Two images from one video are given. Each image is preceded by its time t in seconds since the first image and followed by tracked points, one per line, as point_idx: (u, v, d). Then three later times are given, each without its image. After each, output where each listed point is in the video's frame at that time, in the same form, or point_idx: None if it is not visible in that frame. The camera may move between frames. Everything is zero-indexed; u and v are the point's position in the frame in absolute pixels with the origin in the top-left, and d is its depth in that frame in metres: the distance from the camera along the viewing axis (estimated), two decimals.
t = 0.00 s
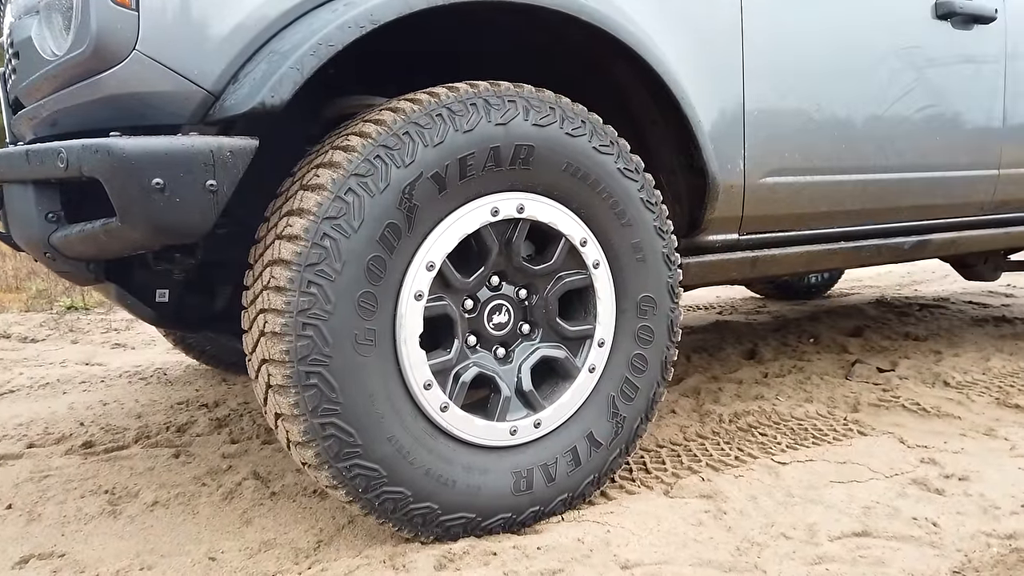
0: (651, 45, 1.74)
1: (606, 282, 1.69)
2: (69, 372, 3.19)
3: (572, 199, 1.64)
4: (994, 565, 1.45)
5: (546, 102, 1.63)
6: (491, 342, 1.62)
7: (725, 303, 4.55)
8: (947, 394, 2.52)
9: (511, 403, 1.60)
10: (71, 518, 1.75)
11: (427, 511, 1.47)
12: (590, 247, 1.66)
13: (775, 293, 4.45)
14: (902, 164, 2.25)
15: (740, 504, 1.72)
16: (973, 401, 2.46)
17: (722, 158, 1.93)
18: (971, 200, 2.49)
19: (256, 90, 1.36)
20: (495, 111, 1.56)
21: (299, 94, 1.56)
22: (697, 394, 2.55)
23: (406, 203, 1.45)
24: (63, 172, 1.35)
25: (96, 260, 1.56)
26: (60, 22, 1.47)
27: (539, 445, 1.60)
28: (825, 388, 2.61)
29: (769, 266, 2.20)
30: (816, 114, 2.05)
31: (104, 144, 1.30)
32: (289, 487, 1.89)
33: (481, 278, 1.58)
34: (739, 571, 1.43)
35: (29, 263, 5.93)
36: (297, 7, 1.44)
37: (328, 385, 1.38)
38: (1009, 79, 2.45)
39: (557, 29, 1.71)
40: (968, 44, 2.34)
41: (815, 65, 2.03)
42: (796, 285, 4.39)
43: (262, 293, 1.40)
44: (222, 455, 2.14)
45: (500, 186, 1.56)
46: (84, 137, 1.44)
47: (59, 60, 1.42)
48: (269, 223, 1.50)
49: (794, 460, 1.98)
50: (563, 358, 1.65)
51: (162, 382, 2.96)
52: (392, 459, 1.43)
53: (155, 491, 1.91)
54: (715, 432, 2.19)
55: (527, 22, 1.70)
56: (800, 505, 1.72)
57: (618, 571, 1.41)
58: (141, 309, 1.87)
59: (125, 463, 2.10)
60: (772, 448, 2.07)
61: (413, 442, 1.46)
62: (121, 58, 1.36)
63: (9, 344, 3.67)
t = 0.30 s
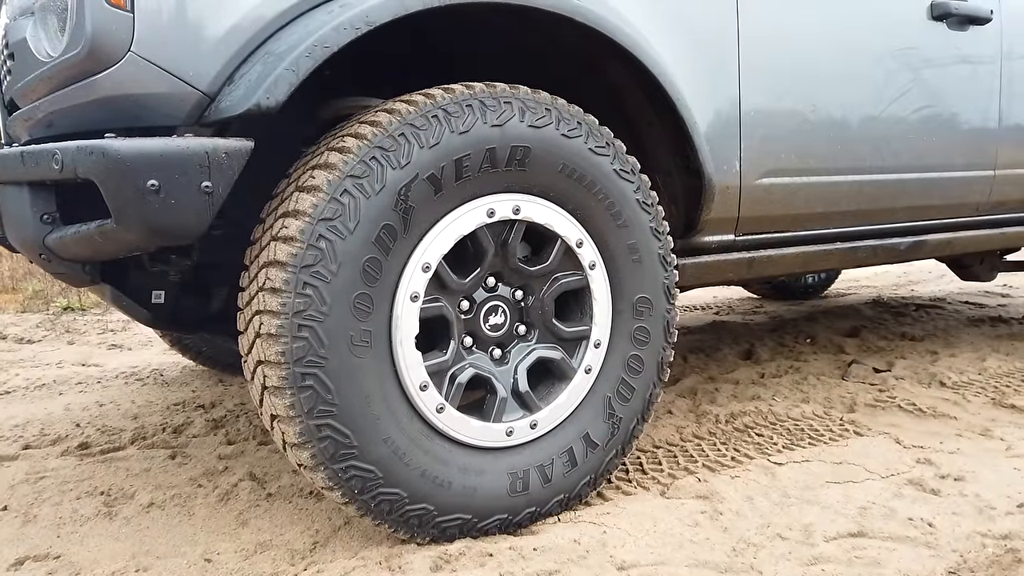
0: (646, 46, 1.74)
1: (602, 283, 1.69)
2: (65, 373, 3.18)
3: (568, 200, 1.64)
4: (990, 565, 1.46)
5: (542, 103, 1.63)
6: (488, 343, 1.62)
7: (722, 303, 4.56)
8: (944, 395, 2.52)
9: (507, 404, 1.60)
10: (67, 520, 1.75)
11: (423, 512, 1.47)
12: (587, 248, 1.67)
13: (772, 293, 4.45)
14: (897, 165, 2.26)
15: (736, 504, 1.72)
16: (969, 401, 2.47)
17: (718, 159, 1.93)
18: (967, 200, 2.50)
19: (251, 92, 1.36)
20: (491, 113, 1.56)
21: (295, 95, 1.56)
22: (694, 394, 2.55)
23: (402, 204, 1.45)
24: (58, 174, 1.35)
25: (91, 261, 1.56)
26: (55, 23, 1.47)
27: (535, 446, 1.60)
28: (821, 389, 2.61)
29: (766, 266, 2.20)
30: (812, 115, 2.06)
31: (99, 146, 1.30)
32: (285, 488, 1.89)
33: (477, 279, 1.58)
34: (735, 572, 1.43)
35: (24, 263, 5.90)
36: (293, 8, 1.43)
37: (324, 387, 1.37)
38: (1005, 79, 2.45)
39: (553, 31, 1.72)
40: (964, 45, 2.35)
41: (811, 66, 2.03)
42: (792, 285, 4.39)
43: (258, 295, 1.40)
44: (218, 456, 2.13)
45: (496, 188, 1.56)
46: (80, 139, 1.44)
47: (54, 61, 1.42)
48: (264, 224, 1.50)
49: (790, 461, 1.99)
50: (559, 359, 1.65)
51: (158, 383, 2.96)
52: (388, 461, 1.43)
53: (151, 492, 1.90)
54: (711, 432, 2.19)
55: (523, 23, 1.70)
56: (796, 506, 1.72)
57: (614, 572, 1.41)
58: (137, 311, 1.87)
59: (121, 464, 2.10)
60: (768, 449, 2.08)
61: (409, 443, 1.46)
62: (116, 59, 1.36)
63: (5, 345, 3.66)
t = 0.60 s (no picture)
0: (645, 46, 1.74)
1: (601, 283, 1.69)
2: (62, 374, 3.17)
3: (566, 200, 1.64)
4: (989, 566, 1.46)
5: (540, 103, 1.63)
6: (486, 343, 1.61)
7: (720, 303, 4.56)
8: (942, 395, 2.53)
9: (506, 405, 1.60)
10: (64, 521, 1.74)
11: (421, 513, 1.47)
12: (585, 248, 1.66)
13: (770, 293, 4.46)
14: (895, 165, 2.26)
15: (735, 505, 1.72)
16: (967, 401, 2.47)
17: (716, 159, 1.93)
18: (965, 201, 2.50)
19: (249, 91, 1.35)
20: (489, 112, 1.56)
21: (293, 95, 1.56)
22: (692, 395, 2.55)
23: (400, 204, 1.44)
24: (55, 174, 1.34)
25: (88, 261, 1.56)
26: (52, 22, 1.46)
27: (534, 446, 1.60)
28: (820, 389, 2.61)
29: (764, 266, 2.20)
30: (810, 115, 2.06)
31: (95, 145, 1.29)
32: (283, 489, 1.88)
33: (476, 279, 1.58)
34: (734, 572, 1.43)
35: (21, 264, 5.86)
36: (291, 7, 1.43)
37: (322, 387, 1.37)
38: (1003, 80, 2.45)
39: (552, 30, 1.71)
40: (962, 45, 2.35)
41: (809, 66, 2.03)
42: (790, 285, 4.39)
43: (256, 295, 1.40)
44: (215, 457, 2.13)
45: (495, 187, 1.56)
46: (77, 138, 1.44)
47: (51, 61, 1.41)
48: (262, 224, 1.49)
49: (789, 461, 1.98)
50: (558, 359, 1.65)
51: (155, 384, 2.95)
52: (387, 461, 1.43)
53: (148, 493, 1.90)
54: (710, 433, 2.19)
55: (521, 23, 1.70)
56: (795, 506, 1.72)
57: (613, 573, 1.41)
58: (134, 311, 1.86)
59: (118, 465, 2.09)
60: (767, 449, 2.08)
61: (408, 444, 1.46)
62: (113, 59, 1.36)
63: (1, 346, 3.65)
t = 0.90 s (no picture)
0: (644, 45, 1.74)
1: (600, 282, 1.68)
2: (59, 374, 3.16)
3: (565, 199, 1.64)
4: (988, 565, 1.46)
5: (539, 102, 1.63)
6: (485, 343, 1.61)
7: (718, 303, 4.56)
8: (940, 394, 2.53)
9: (505, 405, 1.60)
10: (61, 521, 1.73)
11: (420, 513, 1.47)
12: (584, 248, 1.66)
13: (768, 293, 4.46)
14: (894, 165, 2.26)
15: (733, 505, 1.72)
16: (965, 401, 2.47)
17: (715, 159, 1.93)
18: (963, 200, 2.50)
19: (247, 90, 1.35)
20: (488, 111, 1.55)
21: (291, 94, 1.55)
22: (690, 394, 2.55)
23: (399, 204, 1.44)
24: (52, 173, 1.34)
25: (85, 261, 1.55)
26: (49, 21, 1.45)
27: (533, 446, 1.60)
28: (818, 388, 2.61)
29: (763, 266, 2.20)
30: (809, 115, 2.05)
31: (92, 144, 1.28)
32: (281, 489, 1.88)
33: (474, 279, 1.57)
34: (733, 572, 1.43)
35: (19, 264, 5.85)
36: (289, 6, 1.43)
37: (321, 387, 1.37)
38: (1001, 79, 2.46)
39: (550, 29, 1.71)
40: (960, 46, 2.35)
41: (808, 65, 2.03)
42: (789, 285, 4.40)
43: (254, 295, 1.39)
44: (213, 457, 2.12)
45: (494, 187, 1.56)
46: (74, 138, 1.43)
47: (48, 60, 1.41)
48: (260, 224, 1.49)
49: (788, 461, 1.98)
50: (557, 359, 1.64)
51: (153, 384, 2.95)
52: (385, 462, 1.43)
53: (146, 493, 1.89)
54: (708, 432, 2.19)
55: (520, 22, 1.70)
56: (794, 506, 1.72)
57: (612, 573, 1.41)
58: (131, 311, 1.86)
59: (115, 465, 2.09)
60: (766, 449, 2.07)
61: (407, 444, 1.45)
62: (111, 58, 1.35)
63: None
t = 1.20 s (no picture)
0: (637, 48, 1.74)
1: (594, 286, 1.69)
2: (55, 376, 3.16)
3: (559, 203, 1.64)
4: (980, 568, 1.46)
5: (532, 106, 1.63)
6: (479, 346, 1.61)
7: (715, 304, 4.57)
8: (934, 396, 2.53)
9: (498, 408, 1.60)
10: (55, 525, 1.73)
11: (413, 517, 1.47)
12: (578, 252, 1.66)
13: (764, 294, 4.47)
14: (888, 168, 2.27)
15: (727, 507, 1.72)
16: (959, 403, 2.48)
17: (709, 162, 1.93)
18: (957, 202, 2.51)
19: (240, 94, 1.35)
20: (481, 115, 1.55)
21: (285, 98, 1.56)
22: (686, 396, 2.56)
23: (392, 208, 1.44)
24: (45, 177, 1.34)
25: (79, 265, 1.55)
26: (42, 25, 1.45)
27: (527, 449, 1.60)
28: (812, 390, 2.62)
29: (757, 269, 2.20)
30: (803, 117, 2.06)
31: (85, 149, 1.29)
32: (276, 493, 1.88)
33: (468, 283, 1.58)
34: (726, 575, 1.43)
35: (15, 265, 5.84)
36: (282, 10, 1.43)
37: (313, 391, 1.37)
38: (995, 81, 2.46)
39: (543, 32, 1.71)
40: (955, 47, 2.36)
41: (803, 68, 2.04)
42: (785, 286, 4.40)
43: (247, 299, 1.39)
44: (208, 460, 2.12)
45: (487, 191, 1.56)
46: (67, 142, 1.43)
47: (40, 64, 1.41)
48: (254, 228, 1.49)
49: (782, 463, 1.99)
50: (551, 363, 1.65)
51: (149, 386, 2.95)
52: (378, 465, 1.43)
53: (140, 497, 1.89)
54: (703, 435, 2.20)
55: (513, 25, 1.70)
56: (788, 509, 1.72)
57: None
58: (125, 314, 1.86)
59: (110, 468, 2.09)
60: (760, 451, 2.08)
61: (400, 448, 1.45)
62: (103, 62, 1.35)
63: None
